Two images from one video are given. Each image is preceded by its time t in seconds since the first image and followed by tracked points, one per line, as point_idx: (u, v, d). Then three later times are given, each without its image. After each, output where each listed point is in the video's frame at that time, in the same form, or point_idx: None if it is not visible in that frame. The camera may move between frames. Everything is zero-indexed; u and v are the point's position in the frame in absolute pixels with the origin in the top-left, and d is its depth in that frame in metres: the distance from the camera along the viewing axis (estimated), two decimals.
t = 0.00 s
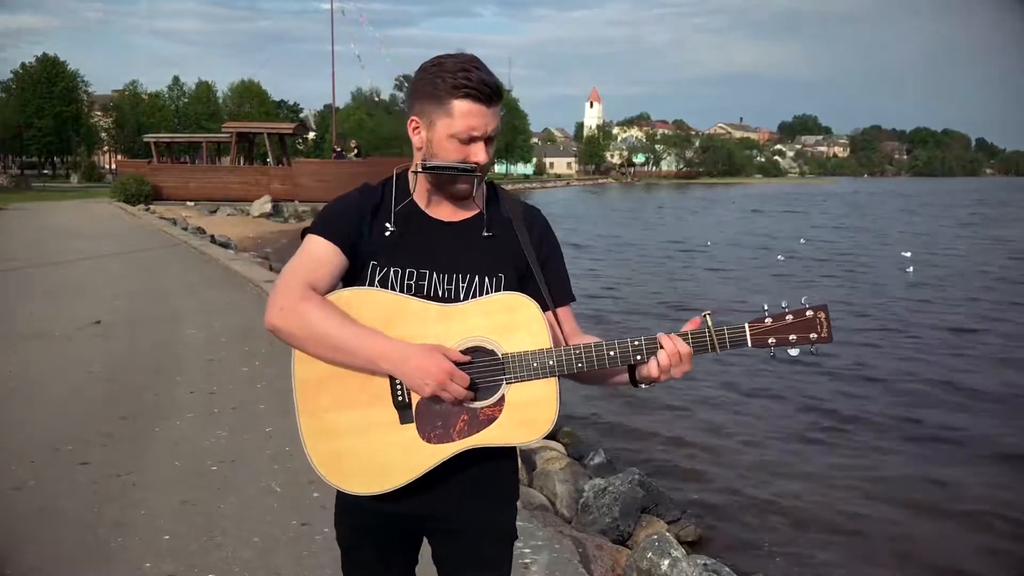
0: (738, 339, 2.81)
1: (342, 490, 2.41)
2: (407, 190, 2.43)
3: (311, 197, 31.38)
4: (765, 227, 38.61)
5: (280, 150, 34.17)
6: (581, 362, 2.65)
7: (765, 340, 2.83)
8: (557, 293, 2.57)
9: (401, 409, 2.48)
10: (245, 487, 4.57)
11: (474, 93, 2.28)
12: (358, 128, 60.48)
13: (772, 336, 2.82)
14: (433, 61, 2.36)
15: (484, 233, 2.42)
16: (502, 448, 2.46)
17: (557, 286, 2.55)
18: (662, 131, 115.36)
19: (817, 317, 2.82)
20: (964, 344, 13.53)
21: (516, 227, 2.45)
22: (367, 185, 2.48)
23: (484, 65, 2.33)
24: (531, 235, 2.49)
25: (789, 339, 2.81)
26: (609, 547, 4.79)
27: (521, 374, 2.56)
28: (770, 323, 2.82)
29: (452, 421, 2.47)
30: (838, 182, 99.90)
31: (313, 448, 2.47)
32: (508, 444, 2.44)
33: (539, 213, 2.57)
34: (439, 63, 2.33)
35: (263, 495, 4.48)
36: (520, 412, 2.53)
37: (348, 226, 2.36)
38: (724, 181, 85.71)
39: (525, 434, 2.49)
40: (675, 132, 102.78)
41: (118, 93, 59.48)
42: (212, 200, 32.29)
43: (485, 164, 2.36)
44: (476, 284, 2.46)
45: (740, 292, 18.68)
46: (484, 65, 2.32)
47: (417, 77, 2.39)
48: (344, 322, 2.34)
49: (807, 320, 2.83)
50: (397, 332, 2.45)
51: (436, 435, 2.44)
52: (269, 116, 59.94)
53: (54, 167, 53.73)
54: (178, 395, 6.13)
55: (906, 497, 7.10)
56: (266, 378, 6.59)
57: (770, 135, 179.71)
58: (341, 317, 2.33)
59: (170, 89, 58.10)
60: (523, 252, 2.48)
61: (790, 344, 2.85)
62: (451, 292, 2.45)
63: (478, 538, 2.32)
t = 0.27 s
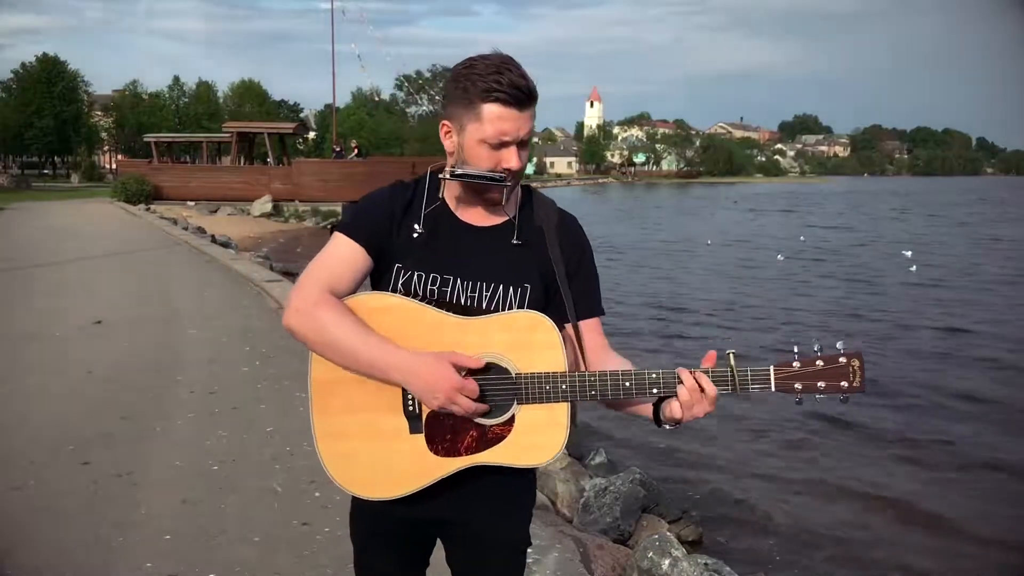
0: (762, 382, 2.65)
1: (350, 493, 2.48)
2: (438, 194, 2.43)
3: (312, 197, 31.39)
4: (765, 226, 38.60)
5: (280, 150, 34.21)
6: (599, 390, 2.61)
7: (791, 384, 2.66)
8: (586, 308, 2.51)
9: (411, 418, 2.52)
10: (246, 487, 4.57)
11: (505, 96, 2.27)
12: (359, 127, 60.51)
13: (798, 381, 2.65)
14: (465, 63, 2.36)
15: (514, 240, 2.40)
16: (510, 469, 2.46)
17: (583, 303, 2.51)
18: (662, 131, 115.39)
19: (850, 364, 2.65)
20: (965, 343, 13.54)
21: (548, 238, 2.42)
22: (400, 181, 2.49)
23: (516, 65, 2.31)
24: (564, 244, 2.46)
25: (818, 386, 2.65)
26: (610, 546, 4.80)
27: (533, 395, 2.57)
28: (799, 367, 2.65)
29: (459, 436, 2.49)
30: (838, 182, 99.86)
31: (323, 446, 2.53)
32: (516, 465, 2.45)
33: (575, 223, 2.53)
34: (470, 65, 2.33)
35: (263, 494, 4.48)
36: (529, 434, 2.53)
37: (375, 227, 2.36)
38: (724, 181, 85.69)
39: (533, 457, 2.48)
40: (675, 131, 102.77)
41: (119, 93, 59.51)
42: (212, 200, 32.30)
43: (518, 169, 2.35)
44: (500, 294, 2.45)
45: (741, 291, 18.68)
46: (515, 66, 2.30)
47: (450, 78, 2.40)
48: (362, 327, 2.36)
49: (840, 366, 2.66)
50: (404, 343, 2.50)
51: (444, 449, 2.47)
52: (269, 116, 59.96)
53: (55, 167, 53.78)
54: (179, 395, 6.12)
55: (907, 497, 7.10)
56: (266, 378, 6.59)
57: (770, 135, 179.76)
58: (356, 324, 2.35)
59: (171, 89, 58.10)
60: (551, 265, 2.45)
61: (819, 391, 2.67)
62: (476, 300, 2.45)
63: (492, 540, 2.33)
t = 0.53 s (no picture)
0: (761, 432, 2.49)
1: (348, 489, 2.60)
2: (457, 197, 2.41)
3: (313, 196, 31.36)
4: (766, 226, 38.56)
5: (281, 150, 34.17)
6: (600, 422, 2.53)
7: (792, 437, 2.48)
8: (606, 323, 2.45)
9: (408, 425, 2.59)
10: (246, 486, 4.57)
11: (514, 100, 2.24)
12: (359, 127, 60.47)
13: (800, 435, 2.48)
14: (483, 63, 2.35)
15: (530, 250, 2.36)
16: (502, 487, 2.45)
17: (596, 320, 2.44)
18: (663, 131, 115.30)
19: (857, 423, 2.45)
20: (967, 342, 13.51)
21: (566, 248, 2.37)
22: (423, 178, 2.50)
23: (530, 66, 2.28)
24: (583, 259, 2.39)
25: (822, 442, 2.46)
26: (609, 546, 4.80)
27: (528, 418, 2.54)
28: (802, 420, 2.47)
29: (454, 448, 2.52)
30: (839, 181, 99.72)
31: (326, 442, 2.67)
32: (505, 483, 2.43)
33: (600, 232, 2.44)
34: (486, 66, 2.32)
35: (264, 494, 4.47)
36: (522, 455, 2.50)
37: (390, 228, 2.38)
38: (725, 181, 85.56)
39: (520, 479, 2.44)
40: (676, 131, 102.63)
41: (120, 92, 59.44)
42: (212, 200, 32.27)
43: (531, 173, 2.31)
44: (512, 304, 2.41)
45: (743, 291, 18.65)
46: (529, 67, 2.27)
47: (467, 80, 2.39)
48: (364, 335, 2.40)
49: (846, 423, 2.46)
50: (402, 351, 2.57)
51: (438, 458, 2.52)
52: (270, 115, 59.92)
53: (56, 167, 53.75)
54: (179, 395, 6.12)
55: (910, 497, 7.08)
56: (268, 377, 6.58)
57: (771, 135, 179.68)
58: (358, 331, 2.40)
59: (172, 89, 58.04)
60: (566, 277, 2.38)
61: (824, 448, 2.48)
62: (486, 309, 2.43)
63: (485, 545, 2.32)
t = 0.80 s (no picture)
0: (755, 458, 2.35)
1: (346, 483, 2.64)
2: (463, 200, 2.40)
3: (313, 195, 31.36)
4: (767, 225, 38.53)
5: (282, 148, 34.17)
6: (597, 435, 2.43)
7: (787, 466, 2.33)
8: (618, 328, 2.43)
9: (406, 426, 2.61)
10: (248, 485, 4.56)
11: (503, 93, 2.23)
12: (360, 125, 60.45)
13: (796, 464, 2.33)
14: (483, 62, 2.37)
15: (537, 254, 2.36)
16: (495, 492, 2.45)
17: (599, 327, 2.42)
18: (663, 130, 115.21)
19: (855, 454, 2.28)
20: (968, 342, 13.50)
21: (573, 253, 2.35)
22: (434, 176, 2.50)
23: (524, 61, 2.27)
24: (588, 265, 2.37)
25: (818, 472, 2.31)
26: (610, 544, 4.81)
27: (525, 426, 2.51)
28: (798, 448, 2.32)
29: (451, 452, 2.52)
30: (840, 180, 99.65)
31: (326, 435, 2.70)
32: (496, 489, 2.43)
33: (609, 237, 2.42)
34: (484, 63, 2.33)
35: (265, 492, 4.48)
36: (518, 463, 2.48)
37: (396, 228, 2.39)
38: (725, 180, 85.49)
39: (512, 487, 2.43)
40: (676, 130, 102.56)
41: (120, 91, 59.42)
42: (212, 199, 32.26)
43: (522, 168, 2.27)
44: (515, 308, 2.40)
45: (743, 290, 18.64)
46: (522, 61, 2.27)
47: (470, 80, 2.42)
48: (365, 336, 2.43)
49: (843, 454, 2.29)
50: (402, 352, 2.58)
51: (434, 460, 2.52)
52: (270, 114, 59.92)
53: (56, 165, 53.75)
54: (180, 392, 6.12)
55: (910, 496, 7.07)
56: (269, 376, 6.58)
57: (772, 134, 179.60)
58: (358, 333, 2.42)
59: (172, 87, 58.04)
60: (569, 282, 2.37)
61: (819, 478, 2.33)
62: (490, 313, 2.42)
63: (478, 547, 2.34)
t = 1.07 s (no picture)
0: (756, 448, 2.37)
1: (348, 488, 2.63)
2: (458, 203, 2.40)
3: (314, 194, 31.36)
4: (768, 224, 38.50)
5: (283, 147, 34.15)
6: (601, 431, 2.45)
7: (788, 455, 2.36)
8: (614, 325, 2.45)
9: (405, 430, 2.59)
10: (250, 484, 4.57)
11: (509, 97, 2.23)
12: (361, 124, 60.45)
13: (797, 453, 2.35)
14: (486, 66, 2.36)
15: (532, 253, 2.36)
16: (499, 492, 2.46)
17: (597, 323, 2.45)
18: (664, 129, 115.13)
19: (856, 441, 2.31)
20: (970, 341, 13.47)
21: (568, 252, 2.37)
22: (426, 178, 2.49)
23: (530, 68, 2.28)
24: (584, 264, 2.39)
25: (819, 460, 2.33)
26: (611, 543, 4.80)
27: (526, 426, 2.51)
28: (799, 437, 2.34)
29: (453, 454, 2.51)
30: (841, 179, 99.52)
31: (326, 440, 2.68)
32: (500, 489, 2.44)
33: (603, 234, 2.44)
34: (487, 67, 2.33)
35: (266, 491, 4.48)
36: (519, 463, 2.48)
37: (390, 232, 2.37)
38: (726, 179, 85.41)
39: (516, 485, 2.44)
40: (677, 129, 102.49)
41: (121, 90, 59.45)
42: (214, 198, 32.26)
43: (522, 174, 2.27)
44: (510, 309, 2.41)
45: (744, 289, 18.62)
46: (529, 67, 2.27)
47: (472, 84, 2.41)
48: (362, 340, 2.41)
49: (844, 442, 2.32)
50: (397, 355, 2.57)
51: (435, 463, 2.51)
52: (271, 113, 59.94)
53: (57, 164, 53.79)
54: (182, 392, 6.13)
55: (911, 495, 7.06)
56: (270, 375, 6.58)
57: (774, 134, 179.38)
58: (354, 340, 2.40)
59: (173, 87, 58.06)
60: (565, 281, 2.39)
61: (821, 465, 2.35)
62: (486, 313, 2.43)
63: (481, 549, 2.35)
